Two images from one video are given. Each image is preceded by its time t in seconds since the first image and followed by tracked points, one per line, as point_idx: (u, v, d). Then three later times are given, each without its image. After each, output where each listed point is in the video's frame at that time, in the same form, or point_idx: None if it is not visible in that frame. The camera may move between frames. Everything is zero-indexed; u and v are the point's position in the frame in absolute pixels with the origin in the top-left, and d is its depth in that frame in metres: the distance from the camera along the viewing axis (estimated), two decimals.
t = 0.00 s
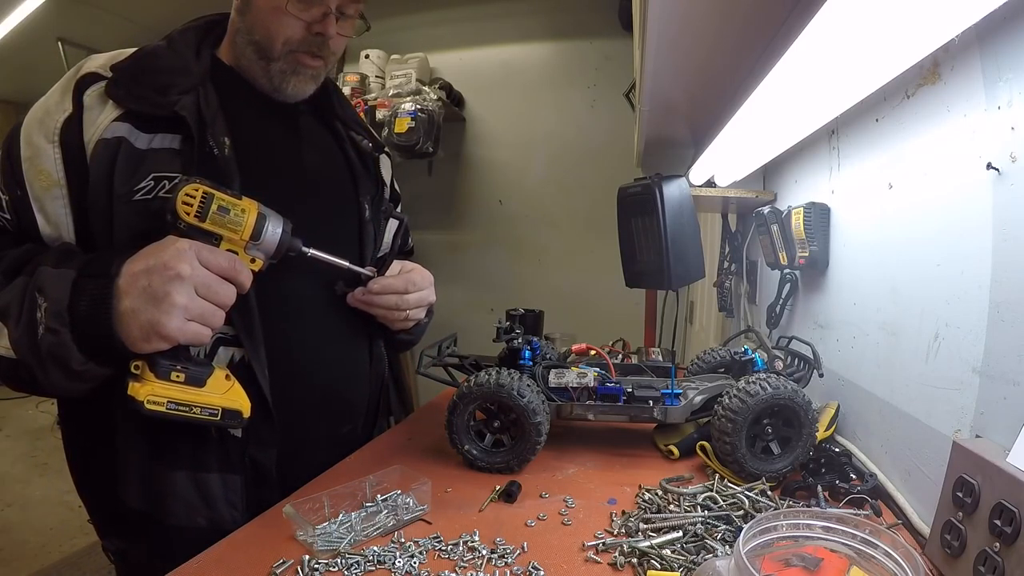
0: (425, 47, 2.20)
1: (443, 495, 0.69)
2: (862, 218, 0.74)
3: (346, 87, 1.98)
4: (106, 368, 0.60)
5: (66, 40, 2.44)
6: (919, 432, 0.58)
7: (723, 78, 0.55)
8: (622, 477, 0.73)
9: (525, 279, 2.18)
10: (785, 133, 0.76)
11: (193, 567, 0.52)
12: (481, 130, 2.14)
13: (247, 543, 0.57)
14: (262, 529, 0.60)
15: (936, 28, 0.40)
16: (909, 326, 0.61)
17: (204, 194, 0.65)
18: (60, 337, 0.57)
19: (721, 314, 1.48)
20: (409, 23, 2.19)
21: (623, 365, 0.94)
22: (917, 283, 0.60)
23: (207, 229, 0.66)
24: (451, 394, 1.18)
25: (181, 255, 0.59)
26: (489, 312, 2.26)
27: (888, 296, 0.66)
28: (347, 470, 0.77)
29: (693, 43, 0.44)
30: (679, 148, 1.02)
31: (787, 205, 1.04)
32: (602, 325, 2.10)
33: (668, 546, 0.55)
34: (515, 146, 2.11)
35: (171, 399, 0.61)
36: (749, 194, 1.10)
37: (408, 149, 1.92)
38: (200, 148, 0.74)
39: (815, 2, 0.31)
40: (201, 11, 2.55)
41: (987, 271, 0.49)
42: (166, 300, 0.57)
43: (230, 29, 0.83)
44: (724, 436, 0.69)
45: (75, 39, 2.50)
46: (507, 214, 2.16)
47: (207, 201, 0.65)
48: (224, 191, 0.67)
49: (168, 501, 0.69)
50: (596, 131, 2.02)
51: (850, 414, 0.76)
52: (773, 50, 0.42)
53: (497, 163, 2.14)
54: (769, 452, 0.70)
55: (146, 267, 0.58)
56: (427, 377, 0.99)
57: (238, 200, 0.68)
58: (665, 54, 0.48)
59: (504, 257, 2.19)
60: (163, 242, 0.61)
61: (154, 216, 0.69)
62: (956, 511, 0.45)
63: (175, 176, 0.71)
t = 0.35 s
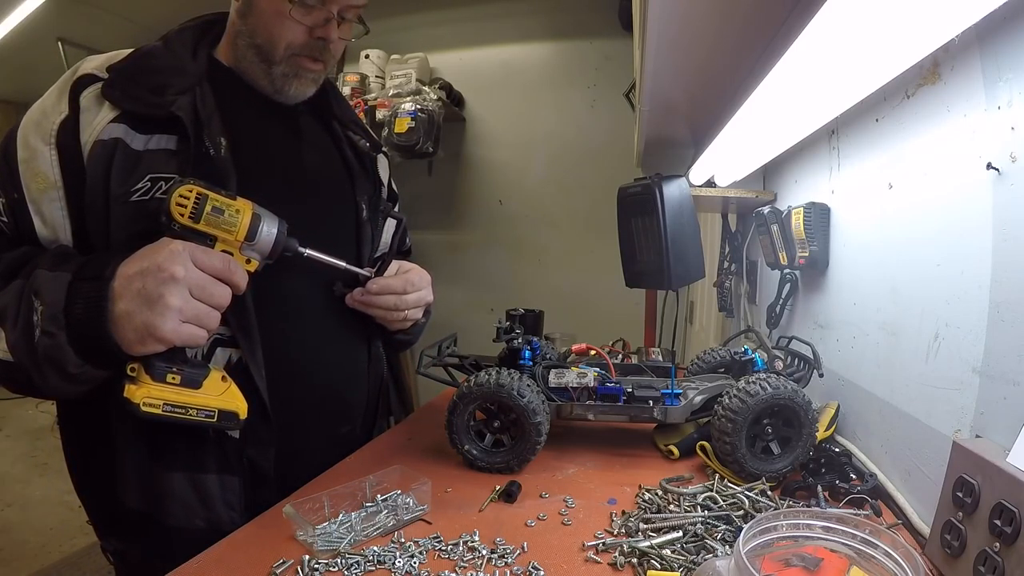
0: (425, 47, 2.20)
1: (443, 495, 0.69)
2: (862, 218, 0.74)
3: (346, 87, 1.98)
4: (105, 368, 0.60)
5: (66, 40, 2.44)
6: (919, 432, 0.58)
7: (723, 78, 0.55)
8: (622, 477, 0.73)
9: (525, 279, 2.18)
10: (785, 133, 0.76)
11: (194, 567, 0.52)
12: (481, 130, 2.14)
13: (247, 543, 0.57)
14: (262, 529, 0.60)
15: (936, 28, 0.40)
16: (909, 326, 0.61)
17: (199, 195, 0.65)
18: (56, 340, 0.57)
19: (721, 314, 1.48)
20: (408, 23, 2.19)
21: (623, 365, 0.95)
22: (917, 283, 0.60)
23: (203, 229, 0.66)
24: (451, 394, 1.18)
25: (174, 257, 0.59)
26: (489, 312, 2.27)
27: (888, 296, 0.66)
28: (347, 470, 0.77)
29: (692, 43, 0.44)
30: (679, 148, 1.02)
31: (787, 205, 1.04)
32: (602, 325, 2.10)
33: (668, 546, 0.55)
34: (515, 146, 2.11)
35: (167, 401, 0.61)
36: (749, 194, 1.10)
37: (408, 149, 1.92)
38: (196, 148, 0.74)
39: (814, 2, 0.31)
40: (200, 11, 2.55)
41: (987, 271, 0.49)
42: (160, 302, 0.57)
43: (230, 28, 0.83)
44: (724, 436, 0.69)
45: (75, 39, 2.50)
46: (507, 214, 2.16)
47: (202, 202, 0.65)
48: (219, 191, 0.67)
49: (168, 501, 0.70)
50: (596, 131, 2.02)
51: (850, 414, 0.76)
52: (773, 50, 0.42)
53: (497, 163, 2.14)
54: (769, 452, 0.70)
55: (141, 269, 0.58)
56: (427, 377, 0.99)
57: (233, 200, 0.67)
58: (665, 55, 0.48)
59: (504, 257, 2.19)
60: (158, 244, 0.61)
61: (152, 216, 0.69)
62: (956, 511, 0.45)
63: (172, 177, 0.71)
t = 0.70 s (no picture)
0: (425, 47, 2.20)
1: (443, 495, 0.69)
2: (862, 218, 0.74)
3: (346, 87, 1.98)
4: (105, 368, 0.60)
5: (67, 39, 2.44)
6: (919, 432, 0.58)
7: (722, 79, 0.55)
8: (622, 477, 0.73)
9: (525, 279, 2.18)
10: (785, 133, 0.76)
11: (193, 567, 0.52)
12: (481, 130, 2.15)
13: (247, 543, 0.57)
14: (262, 529, 0.60)
15: (937, 28, 0.40)
16: (909, 326, 0.61)
17: (194, 195, 0.65)
18: (53, 340, 0.57)
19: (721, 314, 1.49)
20: (409, 23, 2.19)
21: (623, 365, 0.95)
22: (918, 283, 0.60)
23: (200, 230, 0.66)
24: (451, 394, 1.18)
25: (170, 257, 0.59)
26: (489, 312, 2.27)
27: (888, 296, 0.66)
28: (347, 470, 0.77)
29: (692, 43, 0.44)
30: (679, 148, 1.02)
31: (787, 205, 1.04)
32: (602, 325, 2.10)
33: (668, 546, 0.55)
34: (515, 146, 2.11)
35: (163, 401, 0.61)
36: (749, 194, 1.10)
37: (408, 149, 1.92)
38: (194, 150, 0.73)
39: (815, 2, 0.31)
40: (199, 11, 2.55)
41: (988, 271, 0.49)
42: (156, 302, 0.57)
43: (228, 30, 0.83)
44: (724, 436, 0.69)
45: (75, 39, 2.50)
46: (507, 214, 2.16)
47: (197, 202, 0.65)
48: (215, 191, 0.67)
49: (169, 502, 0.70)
50: (596, 131, 2.02)
51: (850, 414, 0.76)
52: (773, 51, 0.42)
53: (497, 163, 2.14)
54: (769, 452, 0.70)
55: (137, 269, 0.58)
56: (427, 377, 0.99)
57: (229, 200, 0.67)
58: (665, 54, 0.48)
59: (504, 257, 2.19)
60: (153, 244, 0.61)
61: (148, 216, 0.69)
62: (956, 511, 0.45)
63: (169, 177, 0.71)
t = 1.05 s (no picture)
0: (425, 46, 2.20)
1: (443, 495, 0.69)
2: (862, 218, 0.74)
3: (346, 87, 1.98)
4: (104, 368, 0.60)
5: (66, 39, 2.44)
6: (919, 432, 0.58)
7: (722, 78, 0.55)
8: (622, 477, 0.73)
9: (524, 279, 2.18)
10: (785, 133, 0.76)
11: (193, 567, 0.52)
12: (481, 130, 2.15)
13: (246, 543, 0.57)
14: (262, 529, 0.60)
15: (937, 28, 0.40)
16: (909, 326, 0.61)
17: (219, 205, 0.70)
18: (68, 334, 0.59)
19: (721, 314, 1.48)
20: (409, 22, 2.19)
21: (623, 364, 0.94)
22: (918, 283, 0.60)
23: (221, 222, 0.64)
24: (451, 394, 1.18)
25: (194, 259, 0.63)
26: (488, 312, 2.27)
27: (888, 296, 0.66)
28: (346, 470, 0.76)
29: (691, 44, 0.44)
30: (679, 148, 1.02)
31: (787, 205, 1.04)
32: (601, 325, 2.10)
33: (668, 546, 0.55)
34: (515, 145, 2.11)
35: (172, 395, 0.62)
36: (749, 194, 1.10)
37: (408, 149, 1.91)
38: (283, 146, 0.77)
39: (814, 4, 0.31)
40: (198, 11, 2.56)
41: (987, 272, 0.49)
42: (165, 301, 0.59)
43: None
44: (724, 435, 0.69)
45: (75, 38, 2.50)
46: (506, 214, 2.16)
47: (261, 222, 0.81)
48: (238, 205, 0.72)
49: (171, 496, 0.67)
50: (596, 131, 2.02)
51: (850, 413, 0.76)
52: (773, 52, 0.42)
53: (496, 163, 2.14)
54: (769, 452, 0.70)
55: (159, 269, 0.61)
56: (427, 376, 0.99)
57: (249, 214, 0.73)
58: (666, 54, 0.48)
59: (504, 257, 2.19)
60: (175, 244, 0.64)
61: (263, 204, 0.74)
62: (956, 511, 0.45)
63: (262, 167, 0.76)
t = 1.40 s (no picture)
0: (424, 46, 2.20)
1: (443, 495, 0.69)
2: (862, 218, 0.74)
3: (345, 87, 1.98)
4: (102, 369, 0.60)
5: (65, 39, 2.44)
6: (920, 432, 0.58)
7: (722, 78, 0.55)
8: (622, 477, 0.72)
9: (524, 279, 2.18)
10: (785, 132, 0.76)
11: (193, 567, 0.52)
12: (481, 130, 2.15)
13: (246, 543, 0.57)
14: (262, 529, 0.60)
15: (936, 28, 0.40)
16: (909, 326, 0.61)
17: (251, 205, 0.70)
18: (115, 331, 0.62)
19: (721, 314, 1.48)
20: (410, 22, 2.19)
21: (623, 365, 0.94)
22: (918, 282, 0.60)
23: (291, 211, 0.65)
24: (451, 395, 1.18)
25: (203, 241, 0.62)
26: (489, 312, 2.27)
27: (888, 295, 0.66)
28: (347, 471, 0.77)
29: (691, 43, 0.44)
30: (679, 148, 1.02)
31: (787, 205, 1.04)
32: (601, 326, 2.10)
33: (668, 546, 0.55)
34: (515, 146, 2.12)
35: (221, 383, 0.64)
36: (749, 194, 1.11)
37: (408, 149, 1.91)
38: (323, 152, 0.83)
39: (814, 4, 0.31)
40: (197, 13, 2.57)
41: (987, 272, 0.49)
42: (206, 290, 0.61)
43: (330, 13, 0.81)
44: (724, 435, 0.69)
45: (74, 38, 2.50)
46: (506, 214, 2.16)
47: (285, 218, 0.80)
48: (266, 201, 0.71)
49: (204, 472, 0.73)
50: (596, 131, 2.02)
51: (850, 413, 0.76)
52: (773, 51, 0.41)
53: (496, 163, 2.14)
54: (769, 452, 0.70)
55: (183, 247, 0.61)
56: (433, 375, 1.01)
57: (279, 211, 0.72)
58: (666, 54, 0.48)
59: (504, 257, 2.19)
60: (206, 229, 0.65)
61: (303, 205, 0.79)
62: (956, 512, 0.45)
63: (304, 172, 0.81)
